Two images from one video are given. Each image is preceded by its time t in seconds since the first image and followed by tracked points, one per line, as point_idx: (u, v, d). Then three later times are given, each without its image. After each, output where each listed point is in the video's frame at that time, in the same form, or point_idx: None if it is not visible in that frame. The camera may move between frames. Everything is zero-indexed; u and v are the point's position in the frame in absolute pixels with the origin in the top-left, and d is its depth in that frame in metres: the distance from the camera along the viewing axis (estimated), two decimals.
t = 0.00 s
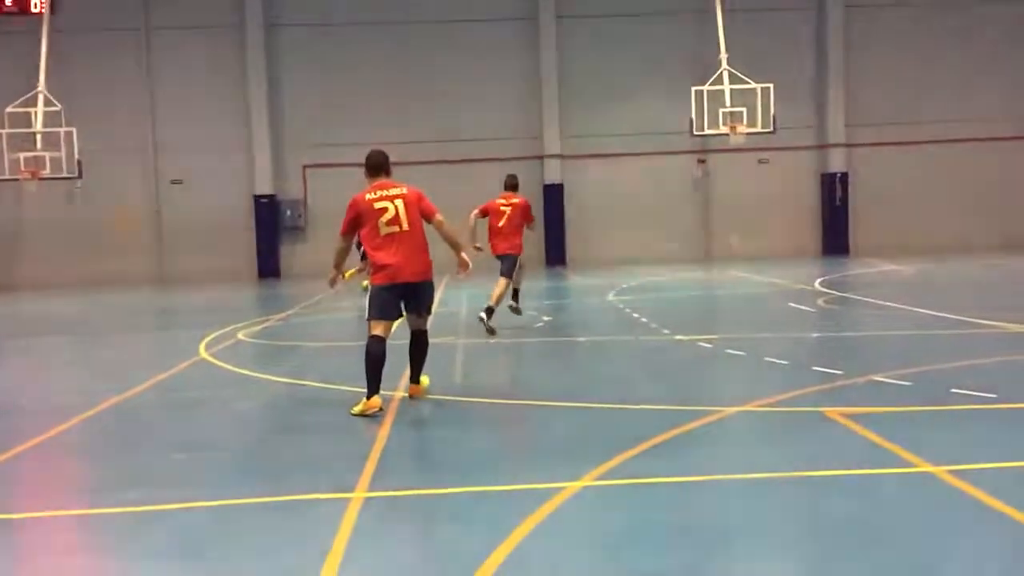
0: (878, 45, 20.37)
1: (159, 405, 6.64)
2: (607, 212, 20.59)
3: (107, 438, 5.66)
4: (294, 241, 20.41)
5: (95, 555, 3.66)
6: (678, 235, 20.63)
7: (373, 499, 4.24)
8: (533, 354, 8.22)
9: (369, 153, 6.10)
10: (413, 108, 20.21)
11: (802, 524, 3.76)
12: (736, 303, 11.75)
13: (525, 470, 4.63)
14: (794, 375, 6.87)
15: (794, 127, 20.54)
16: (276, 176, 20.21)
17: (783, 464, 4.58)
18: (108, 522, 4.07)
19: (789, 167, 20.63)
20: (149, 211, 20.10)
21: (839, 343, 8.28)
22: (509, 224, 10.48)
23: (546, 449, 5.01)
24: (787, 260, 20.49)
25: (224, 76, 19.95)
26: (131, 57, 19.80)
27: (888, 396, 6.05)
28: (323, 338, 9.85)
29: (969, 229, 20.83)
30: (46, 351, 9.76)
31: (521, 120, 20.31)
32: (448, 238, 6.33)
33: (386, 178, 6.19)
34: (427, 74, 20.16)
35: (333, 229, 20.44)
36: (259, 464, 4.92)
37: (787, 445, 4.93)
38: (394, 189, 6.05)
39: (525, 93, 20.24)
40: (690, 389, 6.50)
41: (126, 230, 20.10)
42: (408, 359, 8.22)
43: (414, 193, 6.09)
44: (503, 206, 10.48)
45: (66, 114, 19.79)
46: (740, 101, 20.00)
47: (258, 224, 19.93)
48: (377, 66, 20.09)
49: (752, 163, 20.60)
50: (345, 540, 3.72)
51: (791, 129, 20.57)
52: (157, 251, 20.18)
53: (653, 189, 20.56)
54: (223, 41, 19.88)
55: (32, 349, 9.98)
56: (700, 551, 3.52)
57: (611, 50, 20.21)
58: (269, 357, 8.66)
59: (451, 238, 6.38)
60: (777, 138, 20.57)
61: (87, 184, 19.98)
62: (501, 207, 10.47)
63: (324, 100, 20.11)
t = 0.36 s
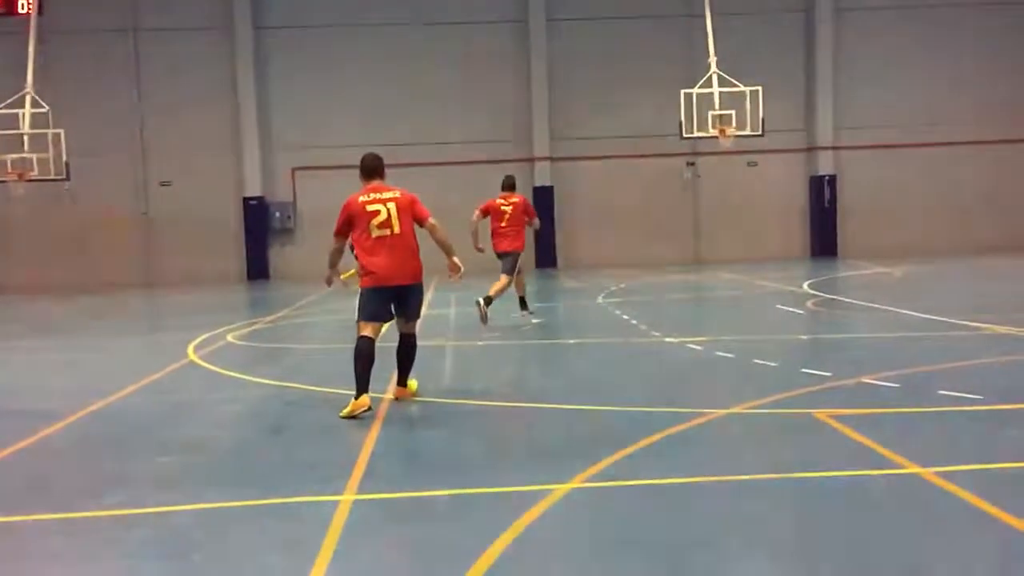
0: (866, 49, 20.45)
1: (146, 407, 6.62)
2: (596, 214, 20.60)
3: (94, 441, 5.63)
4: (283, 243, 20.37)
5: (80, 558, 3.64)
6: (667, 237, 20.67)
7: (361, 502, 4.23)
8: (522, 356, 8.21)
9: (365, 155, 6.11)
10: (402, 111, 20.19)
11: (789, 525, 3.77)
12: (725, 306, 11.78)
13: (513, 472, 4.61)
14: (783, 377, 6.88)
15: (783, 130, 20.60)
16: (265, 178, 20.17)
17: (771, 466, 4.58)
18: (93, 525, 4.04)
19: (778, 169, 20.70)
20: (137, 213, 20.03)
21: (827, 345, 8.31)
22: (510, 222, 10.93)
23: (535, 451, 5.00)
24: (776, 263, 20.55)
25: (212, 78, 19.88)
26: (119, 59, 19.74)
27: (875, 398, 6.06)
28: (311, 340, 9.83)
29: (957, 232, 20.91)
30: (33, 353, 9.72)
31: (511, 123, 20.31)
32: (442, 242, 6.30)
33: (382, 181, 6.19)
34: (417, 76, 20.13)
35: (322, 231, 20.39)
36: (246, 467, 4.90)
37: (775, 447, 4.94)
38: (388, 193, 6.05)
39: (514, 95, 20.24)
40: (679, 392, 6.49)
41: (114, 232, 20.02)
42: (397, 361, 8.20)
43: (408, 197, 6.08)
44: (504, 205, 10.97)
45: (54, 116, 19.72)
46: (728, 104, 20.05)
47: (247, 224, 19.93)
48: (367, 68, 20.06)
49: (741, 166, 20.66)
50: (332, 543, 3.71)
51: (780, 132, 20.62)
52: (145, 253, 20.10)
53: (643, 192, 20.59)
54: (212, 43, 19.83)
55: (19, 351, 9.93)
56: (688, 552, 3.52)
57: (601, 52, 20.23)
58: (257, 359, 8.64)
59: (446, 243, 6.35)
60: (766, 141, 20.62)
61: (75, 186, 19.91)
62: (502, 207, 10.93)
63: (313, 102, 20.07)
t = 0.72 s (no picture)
0: (852, 53, 20.56)
1: (133, 410, 6.58)
2: (584, 217, 20.64)
3: (79, 444, 5.60)
4: (271, 245, 20.32)
5: (65, 561, 3.62)
6: (655, 240, 20.72)
7: (348, 505, 4.22)
8: (510, 359, 8.21)
9: (360, 158, 6.13)
10: (390, 114, 20.18)
11: (776, 527, 3.79)
12: (712, 308, 11.82)
13: (500, 475, 4.61)
14: (768, 379, 6.92)
15: (770, 133, 20.69)
16: (253, 180, 20.12)
17: (757, 469, 4.60)
18: (79, 529, 4.02)
19: (765, 172, 20.78)
20: (123, 214, 19.94)
21: (813, 348, 8.36)
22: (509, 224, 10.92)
23: (522, 454, 5.00)
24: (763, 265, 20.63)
25: (200, 79, 19.83)
26: (106, 59, 19.66)
27: (861, 400, 6.09)
28: (298, 342, 9.80)
29: (942, 235, 21.03)
30: (18, 355, 9.66)
31: (499, 125, 20.32)
32: (434, 247, 6.31)
33: (376, 184, 6.21)
34: (405, 78, 20.13)
35: (309, 233, 20.34)
36: (232, 470, 4.88)
37: (761, 449, 4.95)
38: (382, 195, 6.06)
39: (503, 98, 20.26)
40: (666, 395, 6.51)
41: (100, 234, 19.92)
42: (383, 363, 8.19)
43: (401, 200, 6.09)
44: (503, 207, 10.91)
45: (40, 117, 19.63)
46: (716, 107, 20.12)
47: (235, 227, 19.87)
48: (354, 70, 20.03)
49: (729, 169, 20.73)
50: (319, 546, 3.70)
51: (767, 136, 20.71)
52: (132, 255, 20.01)
53: (631, 195, 20.63)
54: (199, 44, 19.77)
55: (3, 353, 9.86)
56: (674, 554, 3.53)
57: (589, 56, 20.28)
58: (243, 361, 8.61)
59: (437, 248, 6.34)
60: (753, 144, 20.70)
61: (61, 187, 19.81)
62: (501, 208, 10.89)
63: (301, 104, 20.03)
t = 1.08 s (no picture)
0: (840, 57, 20.65)
1: (119, 411, 6.56)
2: (573, 219, 20.68)
3: (65, 445, 5.57)
4: (259, 247, 20.27)
5: (48, 564, 3.60)
6: (643, 242, 20.76)
7: (336, 507, 4.21)
8: (498, 361, 8.22)
9: (355, 157, 6.14)
10: (380, 115, 20.16)
11: (762, 529, 3.80)
12: (700, 310, 11.86)
13: (487, 477, 4.61)
14: (755, 381, 6.94)
15: (758, 136, 20.76)
16: (241, 181, 20.07)
17: (745, 470, 4.61)
18: (64, 531, 4.00)
19: (753, 175, 20.85)
20: (110, 215, 19.86)
21: (800, 350, 8.40)
22: (506, 228, 10.91)
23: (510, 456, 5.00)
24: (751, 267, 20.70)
25: (188, 80, 19.76)
26: (93, 59, 19.56)
27: (847, 402, 6.12)
28: (286, 344, 9.77)
29: (929, 238, 21.13)
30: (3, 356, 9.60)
31: (488, 127, 20.33)
32: (425, 250, 6.31)
33: (370, 184, 6.21)
34: (394, 80, 20.11)
35: (298, 234, 20.29)
36: (219, 472, 4.86)
37: (751, 451, 4.96)
38: (374, 196, 6.07)
39: (492, 100, 20.27)
40: (654, 396, 6.52)
41: (86, 234, 19.83)
42: (371, 365, 8.18)
43: (393, 201, 6.09)
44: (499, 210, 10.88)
45: (27, 118, 19.53)
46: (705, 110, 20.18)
47: (223, 230, 19.82)
48: (344, 72, 20.01)
49: (717, 171, 20.80)
50: (307, 548, 3.69)
51: (755, 138, 20.78)
52: (119, 256, 19.93)
53: (619, 197, 20.67)
54: (188, 45, 19.70)
55: None
56: (664, 556, 3.53)
57: (578, 58, 20.31)
58: (231, 363, 8.58)
59: (428, 250, 6.34)
60: (741, 147, 20.77)
61: (48, 187, 19.71)
62: (497, 212, 10.87)
63: (289, 105, 19.99)
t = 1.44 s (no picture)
0: (827, 60, 20.74)
1: (103, 413, 6.53)
2: (561, 221, 20.69)
3: (49, 447, 5.54)
4: (246, 248, 20.20)
5: (29, 566, 3.57)
6: (631, 245, 20.80)
7: (322, 509, 4.20)
8: (486, 363, 8.21)
9: (346, 157, 6.14)
10: (368, 117, 20.13)
11: (747, 530, 3.82)
12: (687, 313, 11.88)
13: (473, 480, 4.60)
14: (741, 384, 6.96)
15: (745, 139, 20.83)
16: (228, 182, 20.00)
17: (731, 473, 4.63)
18: (46, 533, 3.97)
19: (740, 179, 20.91)
20: (96, 216, 19.76)
21: (787, 352, 8.42)
22: (503, 233, 10.94)
23: (496, 459, 4.99)
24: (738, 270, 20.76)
25: (175, 81, 19.69)
26: (79, 59, 19.47)
27: (832, 405, 6.14)
28: (273, 346, 9.75)
29: (915, 241, 21.25)
30: None
31: (476, 129, 20.33)
32: (416, 252, 6.29)
33: (362, 185, 6.20)
34: (381, 82, 20.08)
35: (284, 236, 20.23)
36: (203, 475, 4.84)
37: (736, 453, 4.98)
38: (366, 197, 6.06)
39: (480, 102, 20.28)
40: (640, 399, 6.53)
41: (72, 235, 19.73)
42: (358, 367, 8.16)
43: (385, 202, 6.08)
44: (495, 215, 10.88)
45: (12, 117, 19.43)
46: (692, 113, 20.23)
47: (209, 231, 19.73)
48: (332, 73, 19.97)
49: (704, 174, 20.84)
50: (292, 550, 3.68)
51: (742, 142, 20.84)
52: (104, 257, 19.83)
53: (607, 200, 20.70)
54: (175, 45, 19.63)
55: None
56: (649, 558, 3.54)
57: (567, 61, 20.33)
58: (217, 365, 8.56)
59: (420, 252, 6.32)
60: (728, 150, 20.83)
61: (33, 188, 19.60)
62: (493, 217, 10.87)
63: (277, 107, 19.94)
